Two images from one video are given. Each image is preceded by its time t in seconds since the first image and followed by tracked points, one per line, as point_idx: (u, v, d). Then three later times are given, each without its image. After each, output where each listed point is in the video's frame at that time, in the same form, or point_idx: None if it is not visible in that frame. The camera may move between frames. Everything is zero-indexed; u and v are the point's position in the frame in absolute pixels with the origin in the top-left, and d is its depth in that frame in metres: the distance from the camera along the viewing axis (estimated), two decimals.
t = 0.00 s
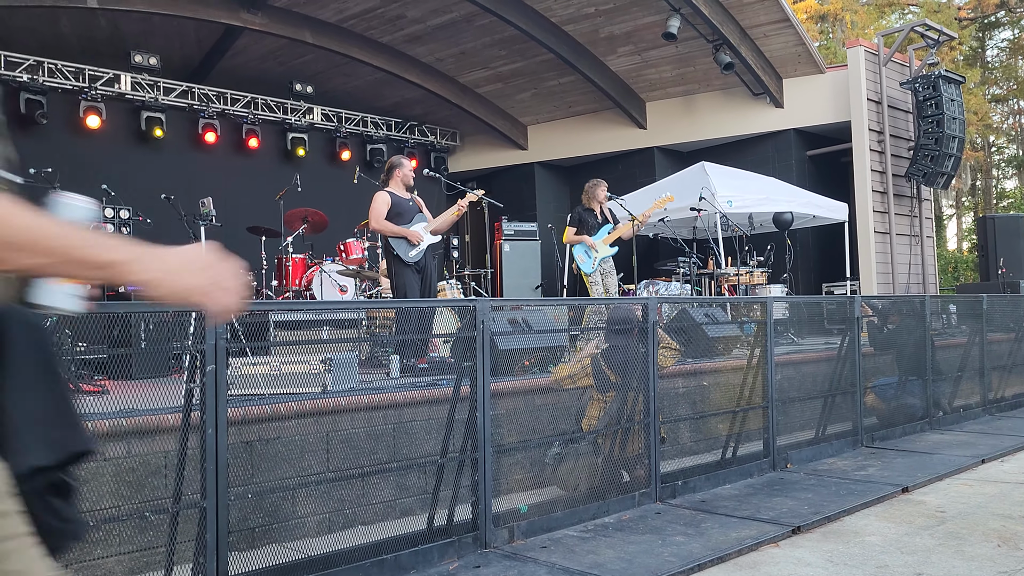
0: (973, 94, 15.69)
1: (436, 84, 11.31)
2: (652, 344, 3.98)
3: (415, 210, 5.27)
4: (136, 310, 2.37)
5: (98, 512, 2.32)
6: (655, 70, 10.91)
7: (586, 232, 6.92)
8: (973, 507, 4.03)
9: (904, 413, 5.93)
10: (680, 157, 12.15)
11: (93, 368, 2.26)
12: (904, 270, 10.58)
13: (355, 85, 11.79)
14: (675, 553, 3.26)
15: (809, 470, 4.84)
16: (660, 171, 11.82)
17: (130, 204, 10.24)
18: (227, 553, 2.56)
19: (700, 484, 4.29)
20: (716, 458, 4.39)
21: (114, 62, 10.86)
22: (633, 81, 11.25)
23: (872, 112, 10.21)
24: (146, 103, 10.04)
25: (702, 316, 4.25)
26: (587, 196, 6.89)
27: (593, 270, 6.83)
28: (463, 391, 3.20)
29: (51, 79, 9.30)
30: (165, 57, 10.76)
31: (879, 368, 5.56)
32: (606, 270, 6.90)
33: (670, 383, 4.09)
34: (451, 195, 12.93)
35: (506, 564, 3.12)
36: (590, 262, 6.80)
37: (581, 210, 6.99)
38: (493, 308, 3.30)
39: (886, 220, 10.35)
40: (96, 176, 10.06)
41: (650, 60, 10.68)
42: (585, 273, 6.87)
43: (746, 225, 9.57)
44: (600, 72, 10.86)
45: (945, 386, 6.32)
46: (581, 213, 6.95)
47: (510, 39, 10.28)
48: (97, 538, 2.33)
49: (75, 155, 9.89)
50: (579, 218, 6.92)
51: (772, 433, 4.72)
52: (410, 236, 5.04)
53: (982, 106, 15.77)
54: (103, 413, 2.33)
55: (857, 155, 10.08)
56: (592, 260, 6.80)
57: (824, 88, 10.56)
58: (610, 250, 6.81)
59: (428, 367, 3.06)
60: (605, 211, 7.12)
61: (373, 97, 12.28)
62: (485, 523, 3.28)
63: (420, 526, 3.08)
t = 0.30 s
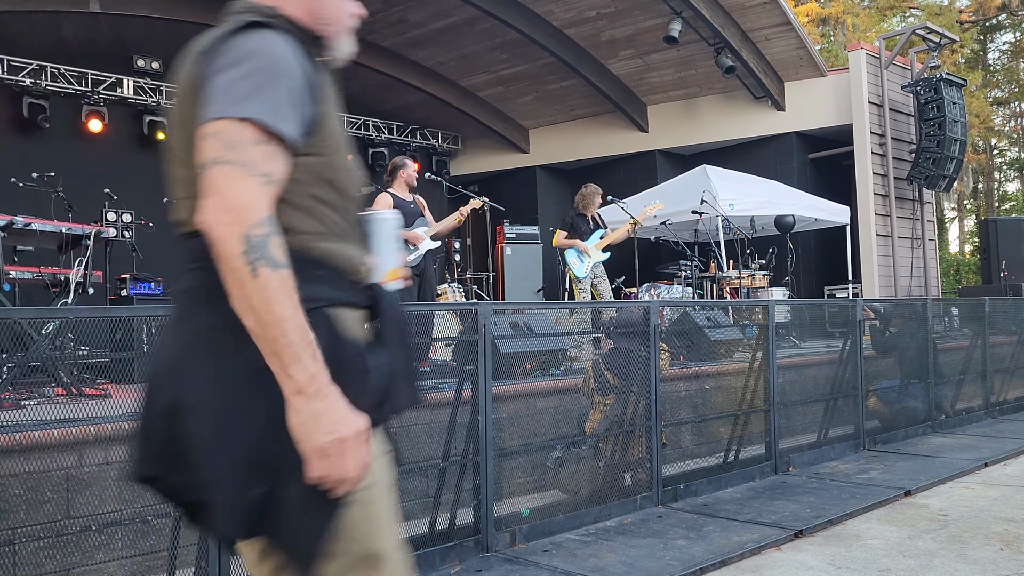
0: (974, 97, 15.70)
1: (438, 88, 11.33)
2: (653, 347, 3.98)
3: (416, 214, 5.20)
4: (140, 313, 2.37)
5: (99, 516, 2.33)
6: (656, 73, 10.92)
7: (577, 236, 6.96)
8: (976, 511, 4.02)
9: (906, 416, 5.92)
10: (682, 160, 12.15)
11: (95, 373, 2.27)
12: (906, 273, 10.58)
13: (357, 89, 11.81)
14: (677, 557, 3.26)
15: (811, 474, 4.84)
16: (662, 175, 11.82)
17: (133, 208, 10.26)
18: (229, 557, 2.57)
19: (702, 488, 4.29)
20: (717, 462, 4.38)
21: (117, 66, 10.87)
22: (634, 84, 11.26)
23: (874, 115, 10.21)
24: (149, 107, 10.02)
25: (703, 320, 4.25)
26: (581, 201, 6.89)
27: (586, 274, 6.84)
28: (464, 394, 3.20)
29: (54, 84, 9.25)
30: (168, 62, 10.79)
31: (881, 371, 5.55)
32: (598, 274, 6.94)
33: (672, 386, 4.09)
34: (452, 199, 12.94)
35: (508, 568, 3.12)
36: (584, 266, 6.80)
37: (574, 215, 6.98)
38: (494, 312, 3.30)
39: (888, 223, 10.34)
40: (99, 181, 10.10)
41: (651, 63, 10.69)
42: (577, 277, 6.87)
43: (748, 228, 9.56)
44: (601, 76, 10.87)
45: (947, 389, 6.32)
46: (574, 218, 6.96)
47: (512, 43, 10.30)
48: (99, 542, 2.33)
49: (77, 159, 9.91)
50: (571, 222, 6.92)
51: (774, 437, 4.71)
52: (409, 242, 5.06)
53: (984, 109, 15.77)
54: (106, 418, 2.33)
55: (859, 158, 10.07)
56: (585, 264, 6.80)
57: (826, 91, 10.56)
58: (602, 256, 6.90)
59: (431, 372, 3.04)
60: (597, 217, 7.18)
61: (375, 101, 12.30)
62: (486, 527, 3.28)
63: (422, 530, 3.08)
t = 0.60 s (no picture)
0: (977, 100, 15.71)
1: (440, 92, 11.35)
2: (655, 351, 3.98)
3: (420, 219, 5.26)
4: (141, 316, 2.39)
5: (102, 518, 2.33)
6: (658, 76, 10.93)
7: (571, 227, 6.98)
8: (979, 514, 4.02)
9: (909, 419, 5.91)
10: (684, 164, 12.16)
11: (98, 376, 2.30)
12: (908, 276, 10.57)
13: (359, 93, 11.83)
14: (679, 561, 3.25)
15: (815, 477, 4.82)
16: (664, 178, 11.82)
17: (135, 212, 10.28)
18: (231, 560, 2.56)
19: (704, 491, 4.28)
20: (720, 465, 4.37)
21: (119, 71, 10.90)
22: (636, 87, 11.26)
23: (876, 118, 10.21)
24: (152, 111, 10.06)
25: (705, 322, 4.26)
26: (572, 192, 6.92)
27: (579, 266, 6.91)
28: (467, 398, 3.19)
29: (56, 88, 9.31)
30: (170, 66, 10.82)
31: (884, 374, 5.55)
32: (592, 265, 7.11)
33: (674, 390, 4.08)
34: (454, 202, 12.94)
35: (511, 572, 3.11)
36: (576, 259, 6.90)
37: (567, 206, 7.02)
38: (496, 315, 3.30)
39: (890, 226, 10.33)
40: (102, 185, 10.12)
41: (653, 67, 10.70)
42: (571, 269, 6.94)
43: (750, 231, 9.56)
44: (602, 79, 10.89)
45: (950, 392, 6.30)
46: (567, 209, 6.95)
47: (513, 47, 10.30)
48: (101, 544, 2.33)
49: (79, 163, 9.93)
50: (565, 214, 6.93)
51: (777, 440, 4.71)
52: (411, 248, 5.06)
53: (986, 112, 15.78)
54: (108, 420, 2.33)
55: (861, 161, 10.07)
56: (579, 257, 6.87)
57: (827, 94, 10.56)
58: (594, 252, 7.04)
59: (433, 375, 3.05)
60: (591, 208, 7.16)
61: (377, 104, 12.31)
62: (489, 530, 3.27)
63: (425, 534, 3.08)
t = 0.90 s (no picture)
0: (978, 103, 15.71)
1: (442, 95, 11.35)
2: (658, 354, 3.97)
3: (423, 222, 5.30)
4: (143, 320, 2.39)
5: (105, 522, 2.33)
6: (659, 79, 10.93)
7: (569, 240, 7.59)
8: (983, 517, 4.00)
9: (911, 422, 5.90)
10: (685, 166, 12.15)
11: (100, 379, 2.28)
12: (910, 279, 10.56)
13: (361, 96, 11.84)
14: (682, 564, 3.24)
15: (817, 480, 4.81)
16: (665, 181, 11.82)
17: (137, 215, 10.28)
18: (234, 563, 2.56)
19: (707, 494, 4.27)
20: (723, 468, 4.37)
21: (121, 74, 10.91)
22: (637, 90, 11.26)
23: (877, 121, 10.21)
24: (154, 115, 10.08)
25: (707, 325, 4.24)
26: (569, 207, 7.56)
27: (576, 275, 7.40)
28: (469, 401, 3.19)
29: (58, 92, 9.35)
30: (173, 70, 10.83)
31: (886, 377, 5.54)
32: (592, 268, 7.49)
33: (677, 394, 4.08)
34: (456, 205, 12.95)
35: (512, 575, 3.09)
36: (573, 267, 7.39)
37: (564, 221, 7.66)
38: (498, 318, 3.30)
39: (892, 228, 10.32)
40: (104, 188, 10.13)
41: (654, 70, 10.70)
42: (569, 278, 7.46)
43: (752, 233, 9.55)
44: (604, 82, 10.89)
45: (952, 395, 6.29)
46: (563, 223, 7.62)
47: (516, 50, 10.31)
48: (103, 548, 2.34)
49: (81, 166, 9.95)
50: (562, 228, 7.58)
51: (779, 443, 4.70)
52: (415, 248, 5.06)
53: (988, 114, 15.77)
54: (111, 423, 2.34)
55: (863, 163, 10.07)
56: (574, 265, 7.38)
57: (829, 97, 10.56)
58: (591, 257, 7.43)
59: (434, 377, 3.05)
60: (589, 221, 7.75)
61: (379, 107, 12.32)
62: (491, 533, 3.26)
63: (426, 537, 3.07)
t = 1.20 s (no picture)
0: (980, 104, 15.72)
1: (443, 98, 11.37)
2: (660, 357, 3.97)
3: (426, 226, 5.30)
4: (145, 323, 2.38)
5: (107, 526, 2.34)
6: (661, 82, 10.94)
7: (576, 251, 7.63)
8: (986, 520, 4.00)
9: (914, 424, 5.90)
10: (687, 169, 12.16)
11: (102, 383, 2.28)
12: (913, 281, 10.56)
13: (363, 99, 11.86)
14: (685, 567, 3.24)
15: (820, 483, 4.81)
16: (666, 183, 11.82)
17: (139, 218, 10.30)
18: (236, 566, 2.57)
19: (709, 497, 4.27)
20: (725, 471, 4.37)
21: (124, 78, 10.94)
22: (639, 93, 11.27)
23: (879, 123, 10.23)
24: (156, 118, 10.11)
25: (708, 328, 4.24)
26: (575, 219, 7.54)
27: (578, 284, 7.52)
28: (470, 404, 3.19)
29: (61, 96, 9.38)
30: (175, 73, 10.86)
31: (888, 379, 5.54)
32: (599, 275, 7.53)
33: (678, 397, 4.08)
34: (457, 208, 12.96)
35: None
36: (574, 277, 7.51)
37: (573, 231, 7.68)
38: (500, 320, 3.31)
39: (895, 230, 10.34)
40: (107, 192, 10.17)
41: (656, 73, 10.71)
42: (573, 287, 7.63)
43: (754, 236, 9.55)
44: (605, 85, 10.91)
45: (955, 397, 6.29)
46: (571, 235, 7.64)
47: (517, 53, 10.33)
48: (105, 552, 2.34)
49: (84, 170, 9.97)
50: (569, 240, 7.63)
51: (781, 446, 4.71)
52: (416, 252, 5.07)
53: (990, 116, 15.77)
54: (113, 427, 2.33)
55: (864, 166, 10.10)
56: (575, 276, 7.49)
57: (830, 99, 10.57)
58: (592, 267, 7.44)
59: (436, 380, 3.06)
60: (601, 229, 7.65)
61: (381, 110, 12.32)
62: (492, 536, 3.26)
63: (428, 540, 3.08)
